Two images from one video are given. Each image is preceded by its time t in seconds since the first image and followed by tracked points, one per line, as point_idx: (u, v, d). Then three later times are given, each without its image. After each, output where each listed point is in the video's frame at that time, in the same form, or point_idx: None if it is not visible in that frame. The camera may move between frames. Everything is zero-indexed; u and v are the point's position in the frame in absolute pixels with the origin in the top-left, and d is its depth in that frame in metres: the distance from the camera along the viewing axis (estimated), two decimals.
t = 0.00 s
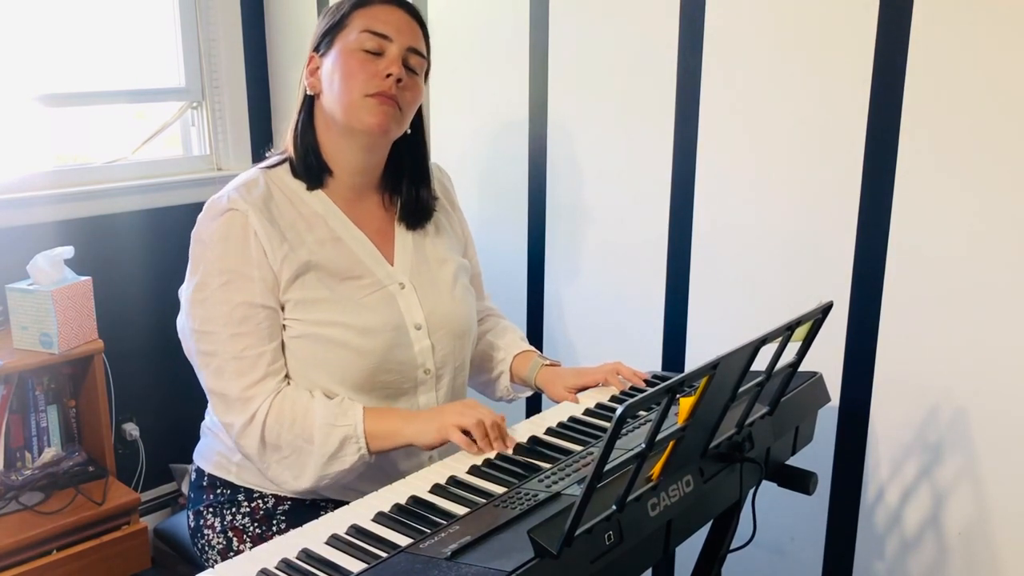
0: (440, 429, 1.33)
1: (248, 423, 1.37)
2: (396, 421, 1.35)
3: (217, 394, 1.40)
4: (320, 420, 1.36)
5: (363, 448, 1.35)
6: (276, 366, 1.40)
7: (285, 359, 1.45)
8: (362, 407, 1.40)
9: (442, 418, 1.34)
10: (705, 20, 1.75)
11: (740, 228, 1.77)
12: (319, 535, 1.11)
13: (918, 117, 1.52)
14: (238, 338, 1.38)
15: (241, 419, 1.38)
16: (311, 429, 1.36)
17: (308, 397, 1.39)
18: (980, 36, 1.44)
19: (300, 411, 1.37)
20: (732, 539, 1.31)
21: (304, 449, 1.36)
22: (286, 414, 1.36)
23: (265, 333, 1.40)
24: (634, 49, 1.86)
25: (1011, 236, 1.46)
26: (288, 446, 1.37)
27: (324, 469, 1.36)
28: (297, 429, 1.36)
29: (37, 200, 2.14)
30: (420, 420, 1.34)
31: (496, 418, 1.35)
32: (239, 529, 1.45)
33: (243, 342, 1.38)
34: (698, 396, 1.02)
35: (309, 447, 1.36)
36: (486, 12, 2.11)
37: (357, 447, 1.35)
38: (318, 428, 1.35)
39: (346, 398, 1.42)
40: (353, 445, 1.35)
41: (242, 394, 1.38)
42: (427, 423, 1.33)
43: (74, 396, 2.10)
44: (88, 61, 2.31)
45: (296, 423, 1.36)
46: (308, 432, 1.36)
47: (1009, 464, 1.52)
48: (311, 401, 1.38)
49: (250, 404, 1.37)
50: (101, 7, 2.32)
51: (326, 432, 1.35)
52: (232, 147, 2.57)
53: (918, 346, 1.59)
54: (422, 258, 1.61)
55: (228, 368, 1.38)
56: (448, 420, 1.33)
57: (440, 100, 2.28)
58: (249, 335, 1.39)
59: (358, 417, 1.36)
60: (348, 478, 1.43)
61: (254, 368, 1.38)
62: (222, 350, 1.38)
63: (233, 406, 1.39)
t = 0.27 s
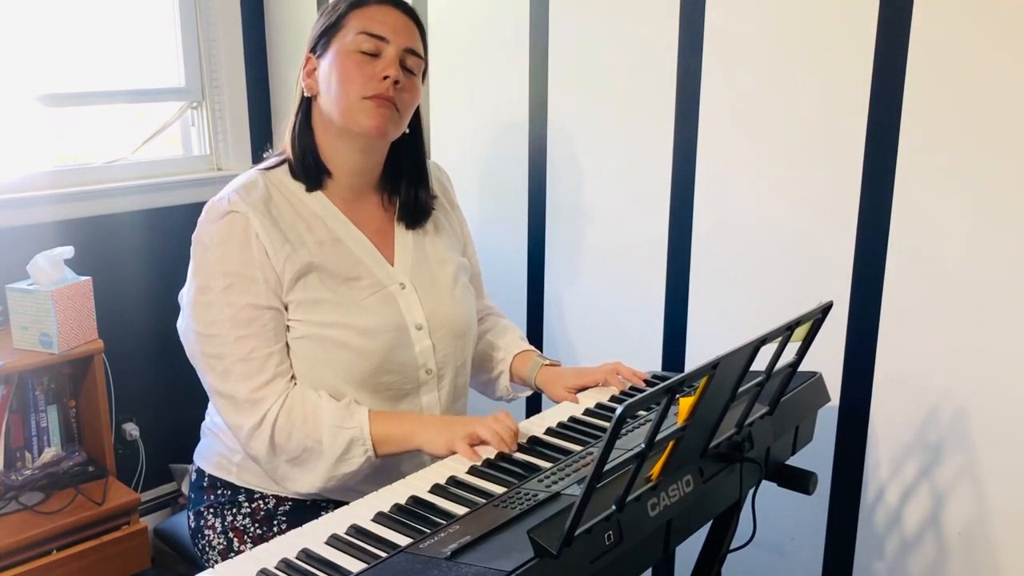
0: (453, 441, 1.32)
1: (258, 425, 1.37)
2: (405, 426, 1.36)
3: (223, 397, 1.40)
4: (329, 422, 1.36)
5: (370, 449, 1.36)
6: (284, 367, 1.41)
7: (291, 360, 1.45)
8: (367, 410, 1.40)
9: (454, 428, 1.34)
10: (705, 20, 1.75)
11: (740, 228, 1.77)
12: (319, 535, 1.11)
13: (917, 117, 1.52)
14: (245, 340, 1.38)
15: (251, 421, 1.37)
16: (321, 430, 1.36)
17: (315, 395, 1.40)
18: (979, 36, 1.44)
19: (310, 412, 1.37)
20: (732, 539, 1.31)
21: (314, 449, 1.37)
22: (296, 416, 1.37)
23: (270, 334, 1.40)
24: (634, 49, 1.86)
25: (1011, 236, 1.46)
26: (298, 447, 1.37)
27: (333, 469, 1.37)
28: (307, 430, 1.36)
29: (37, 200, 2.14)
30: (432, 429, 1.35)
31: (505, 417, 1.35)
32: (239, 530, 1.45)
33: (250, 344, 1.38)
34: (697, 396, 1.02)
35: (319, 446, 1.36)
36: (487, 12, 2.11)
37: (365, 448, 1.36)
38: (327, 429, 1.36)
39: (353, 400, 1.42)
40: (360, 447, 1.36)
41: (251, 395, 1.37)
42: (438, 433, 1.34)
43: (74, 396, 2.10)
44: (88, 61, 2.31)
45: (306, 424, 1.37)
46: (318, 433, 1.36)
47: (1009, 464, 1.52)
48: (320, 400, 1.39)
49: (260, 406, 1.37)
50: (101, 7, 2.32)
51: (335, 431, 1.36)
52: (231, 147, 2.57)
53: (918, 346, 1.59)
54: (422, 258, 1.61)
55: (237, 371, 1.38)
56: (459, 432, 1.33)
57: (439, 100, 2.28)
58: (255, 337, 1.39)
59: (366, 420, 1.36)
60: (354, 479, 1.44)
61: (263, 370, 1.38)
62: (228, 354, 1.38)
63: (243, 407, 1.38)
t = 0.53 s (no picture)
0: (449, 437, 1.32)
1: (251, 426, 1.37)
2: (399, 426, 1.35)
3: (221, 397, 1.40)
4: (319, 423, 1.36)
5: (361, 452, 1.35)
6: (280, 369, 1.41)
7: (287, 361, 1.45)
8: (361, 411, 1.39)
9: (450, 426, 1.33)
10: (705, 20, 1.75)
11: (740, 228, 1.77)
12: (319, 535, 1.11)
13: (917, 117, 1.52)
14: (241, 342, 1.38)
15: (245, 423, 1.38)
16: (312, 432, 1.36)
17: (308, 399, 1.39)
18: (979, 37, 1.44)
19: (302, 416, 1.37)
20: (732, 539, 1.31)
21: (306, 451, 1.37)
22: (286, 418, 1.36)
23: (267, 337, 1.40)
24: (634, 49, 1.86)
25: (1011, 236, 1.46)
26: (290, 450, 1.37)
27: (324, 472, 1.37)
28: (297, 432, 1.36)
29: (37, 200, 2.14)
30: (427, 428, 1.33)
31: (500, 417, 1.34)
32: (240, 529, 1.45)
33: (246, 346, 1.38)
34: (697, 396, 1.02)
35: (310, 449, 1.36)
36: (487, 12, 2.11)
37: (356, 451, 1.35)
38: (317, 431, 1.35)
39: (348, 401, 1.42)
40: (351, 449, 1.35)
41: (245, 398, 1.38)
42: (433, 432, 1.33)
43: (74, 396, 2.10)
44: (88, 61, 2.31)
45: (294, 427, 1.36)
46: (309, 436, 1.36)
47: (1009, 464, 1.52)
48: (313, 403, 1.38)
49: (253, 409, 1.38)
50: (101, 8, 2.32)
51: (327, 435, 1.35)
52: (231, 147, 2.57)
53: (919, 346, 1.59)
54: (423, 260, 1.61)
55: (232, 372, 1.38)
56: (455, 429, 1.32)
57: (439, 100, 2.28)
58: (253, 339, 1.39)
59: (358, 423, 1.36)
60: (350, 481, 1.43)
61: (259, 372, 1.38)
62: (226, 355, 1.38)
63: (237, 409, 1.39)
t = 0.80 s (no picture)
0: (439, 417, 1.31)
1: (253, 426, 1.37)
2: (397, 413, 1.35)
3: (222, 398, 1.40)
4: (320, 416, 1.35)
5: (363, 444, 1.35)
6: (282, 368, 1.41)
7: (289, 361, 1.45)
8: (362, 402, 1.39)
9: (443, 406, 1.33)
10: (705, 21, 1.75)
11: (740, 228, 1.77)
12: (319, 535, 1.10)
13: (917, 117, 1.52)
14: (242, 342, 1.38)
15: (246, 422, 1.37)
16: (313, 426, 1.35)
17: (308, 395, 1.39)
18: (979, 37, 1.44)
19: (303, 410, 1.36)
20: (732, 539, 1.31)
21: (308, 446, 1.36)
22: (287, 413, 1.36)
23: (268, 336, 1.40)
24: (634, 49, 1.86)
25: (1011, 236, 1.46)
26: (292, 446, 1.36)
27: (325, 465, 1.36)
28: (298, 426, 1.36)
29: (37, 200, 2.14)
30: (422, 410, 1.33)
31: (494, 405, 1.32)
32: (240, 529, 1.45)
33: (248, 346, 1.38)
34: (697, 396, 1.02)
35: (313, 445, 1.36)
36: (487, 12, 2.11)
37: (357, 442, 1.35)
38: (318, 423, 1.35)
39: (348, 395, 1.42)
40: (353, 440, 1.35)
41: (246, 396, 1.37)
42: (428, 414, 1.32)
43: (74, 396, 2.10)
44: (88, 61, 2.31)
45: (295, 420, 1.36)
46: (310, 430, 1.36)
47: (1009, 464, 1.52)
48: (314, 398, 1.38)
49: (255, 407, 1.37)
50: (101, 7, 2.31)
51: (327, 428, 1.35)
52: (231, 147, 2.57)
53: (919, 346, 1.59)
54: (424, 261, 1.61)
55: (234, 372, 1.38)
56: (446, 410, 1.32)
57: (439, 100, 2.28)
58: (254, 339, 1.39)
59: (358, 413, 1.35)
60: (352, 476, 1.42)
61: (261, 370, 1.38)
62: (227, 355, 1.38)
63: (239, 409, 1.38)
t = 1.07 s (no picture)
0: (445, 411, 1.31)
1: (259, 426, 1.36)
2: (401, 404, 1.35)
3: (227, 397, 1.39)
4: (326, 409, 1.35)
5: (368, 435, 1.35)
6: (287, 367, 1.41)
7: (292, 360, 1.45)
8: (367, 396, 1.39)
9: (447, 399, 1.33)
10: (705, 21, 1.75)
11: (740, 228, 1.77)
12: (320, 535, 1.10)
13: (918, 117, 1.52)
14: (247, 341, 1.38)
15: (252, 422, 1.37)
16: (318, 420, 1.35)
17: (312, 390, 1.39)
18: (979, 38, 1.44)
19: (308, 404, 1.36)
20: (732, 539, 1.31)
21: (314, 441, 1.36)
22: (292, 410, 1.36)
23: (272, 336, 1.40)
24: (634, 49, 1.86)
25: (1011, 236, 1.46)
26: (300, 442, 1.36)
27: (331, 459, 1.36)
28: (303, 421, 1.36)
29: (37, 199, 2.14)
30: (425, 400, 1.34)
31: (500, 390, 1.33)
32: (239, 530, 1.45)
33: (253, 346, 1.38)
34: (697, 396, 1.02)
35: (319, 442, 1.36)
36: (486, 12, 2.11)
37: (364, 433, 1.35)
38: (324, 416, 1.35)
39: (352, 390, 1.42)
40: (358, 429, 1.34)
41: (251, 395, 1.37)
42: (431, 403, 1.33)
43: (74, 396, 2.10)
44: (88, 61, 2.31)
45: (302, 415, 1.36)
46: (316, 424, 1.35)
47: (1008, 464, 1.52)
48: (317, 393, 1.38)
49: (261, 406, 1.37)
50: (101, 7, 2.31)
51: (332, 420, 1.34)
52: (231, 147, 2.57)
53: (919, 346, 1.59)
54: (425, 262, 1.60)
55: (240, 372, 1.38)
56: (450, 403, 1.32)
57: (439, 100, 2.28)
58: (259, 338, 1.39)
59: (363, 405, 1.35)
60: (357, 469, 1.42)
61: (267, 370, 1.38)
62: (233, 355, 1.38)
63: (245, 408, 1.38)
